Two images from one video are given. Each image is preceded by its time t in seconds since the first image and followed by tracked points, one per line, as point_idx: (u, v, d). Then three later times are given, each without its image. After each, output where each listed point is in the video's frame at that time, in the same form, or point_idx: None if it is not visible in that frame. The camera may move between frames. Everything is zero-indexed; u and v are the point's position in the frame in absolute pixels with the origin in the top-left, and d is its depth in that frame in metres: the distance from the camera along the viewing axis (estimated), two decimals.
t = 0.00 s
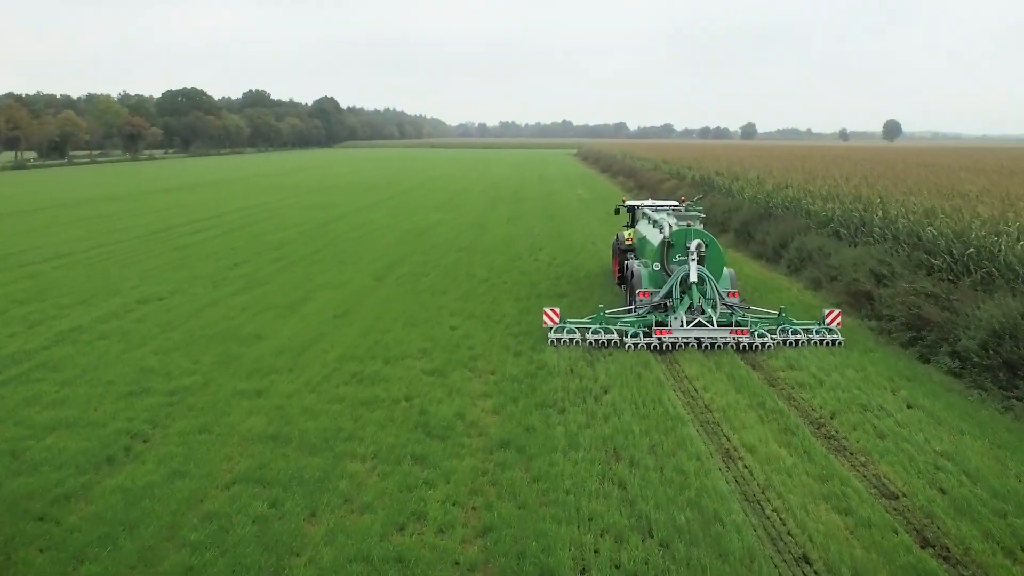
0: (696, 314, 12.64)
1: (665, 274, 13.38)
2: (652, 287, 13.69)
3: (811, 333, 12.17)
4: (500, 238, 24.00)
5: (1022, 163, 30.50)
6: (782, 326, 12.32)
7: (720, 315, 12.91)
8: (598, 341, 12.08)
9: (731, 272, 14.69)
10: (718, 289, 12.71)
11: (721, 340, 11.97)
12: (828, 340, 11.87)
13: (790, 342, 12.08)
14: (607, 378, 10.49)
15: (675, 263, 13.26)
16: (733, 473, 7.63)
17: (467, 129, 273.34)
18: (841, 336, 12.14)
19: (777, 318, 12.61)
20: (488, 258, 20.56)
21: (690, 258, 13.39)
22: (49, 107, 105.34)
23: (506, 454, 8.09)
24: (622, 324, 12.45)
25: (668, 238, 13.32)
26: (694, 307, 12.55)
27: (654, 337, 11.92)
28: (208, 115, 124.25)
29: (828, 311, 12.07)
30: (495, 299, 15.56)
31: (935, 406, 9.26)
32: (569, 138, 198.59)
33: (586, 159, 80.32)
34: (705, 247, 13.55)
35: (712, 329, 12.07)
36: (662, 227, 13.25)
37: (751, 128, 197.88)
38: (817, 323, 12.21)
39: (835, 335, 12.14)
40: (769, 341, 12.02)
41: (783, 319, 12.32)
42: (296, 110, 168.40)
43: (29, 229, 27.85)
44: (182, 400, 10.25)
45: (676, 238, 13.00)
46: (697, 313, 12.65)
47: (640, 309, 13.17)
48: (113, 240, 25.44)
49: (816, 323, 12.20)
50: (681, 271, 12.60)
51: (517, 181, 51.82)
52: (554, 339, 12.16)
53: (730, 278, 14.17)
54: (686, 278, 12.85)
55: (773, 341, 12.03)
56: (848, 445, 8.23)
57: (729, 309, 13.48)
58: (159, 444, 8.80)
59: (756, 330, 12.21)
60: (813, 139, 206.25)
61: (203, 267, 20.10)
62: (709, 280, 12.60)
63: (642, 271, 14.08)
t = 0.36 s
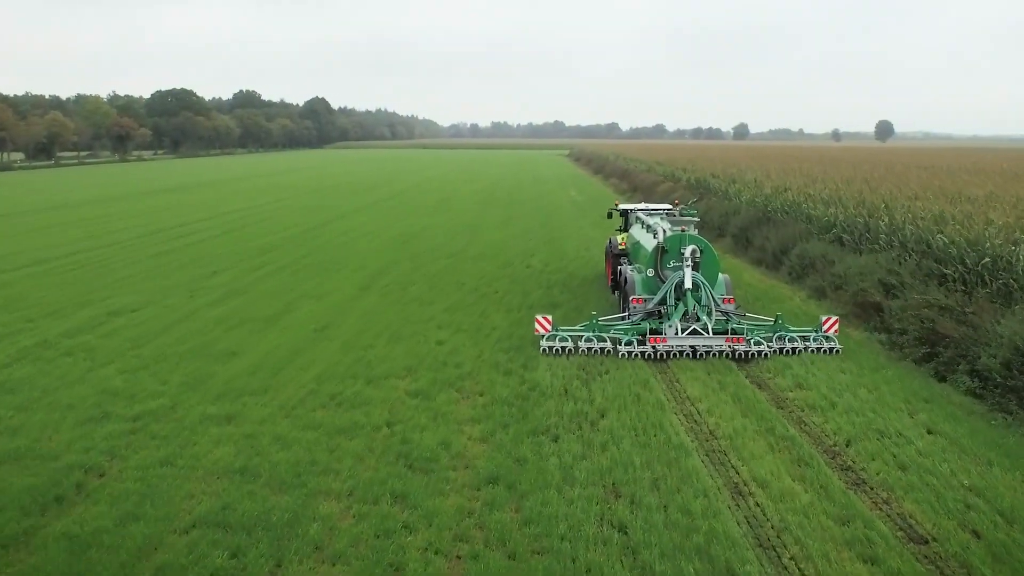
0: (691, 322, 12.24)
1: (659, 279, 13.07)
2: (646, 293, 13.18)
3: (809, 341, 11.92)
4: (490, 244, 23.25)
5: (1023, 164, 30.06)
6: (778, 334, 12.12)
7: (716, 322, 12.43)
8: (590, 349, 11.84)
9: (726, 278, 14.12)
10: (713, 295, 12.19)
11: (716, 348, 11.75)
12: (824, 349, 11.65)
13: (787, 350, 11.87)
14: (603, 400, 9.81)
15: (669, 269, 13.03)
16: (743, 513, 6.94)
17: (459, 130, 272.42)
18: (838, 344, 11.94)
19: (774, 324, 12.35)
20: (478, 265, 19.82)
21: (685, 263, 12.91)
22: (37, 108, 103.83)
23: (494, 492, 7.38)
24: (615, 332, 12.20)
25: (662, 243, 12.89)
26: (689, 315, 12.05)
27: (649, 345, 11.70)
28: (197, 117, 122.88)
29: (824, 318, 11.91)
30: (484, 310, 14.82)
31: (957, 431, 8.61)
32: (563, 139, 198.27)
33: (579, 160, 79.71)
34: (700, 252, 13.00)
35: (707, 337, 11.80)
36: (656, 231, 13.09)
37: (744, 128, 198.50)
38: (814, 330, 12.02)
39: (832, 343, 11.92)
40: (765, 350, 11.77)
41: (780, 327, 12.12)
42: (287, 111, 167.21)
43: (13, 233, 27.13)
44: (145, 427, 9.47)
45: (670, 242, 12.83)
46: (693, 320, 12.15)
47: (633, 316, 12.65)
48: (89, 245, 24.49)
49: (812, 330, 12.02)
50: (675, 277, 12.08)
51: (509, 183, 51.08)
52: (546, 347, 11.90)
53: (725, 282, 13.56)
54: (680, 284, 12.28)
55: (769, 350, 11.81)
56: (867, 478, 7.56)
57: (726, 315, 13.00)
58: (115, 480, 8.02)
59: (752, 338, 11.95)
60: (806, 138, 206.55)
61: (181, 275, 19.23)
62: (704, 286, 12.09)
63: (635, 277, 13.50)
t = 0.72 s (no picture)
0: (686, 329, 11.90)
1: (653, 286, 12.75)
2: (640, 300, 12.87)
3: (806, 348, 11.60)
4: (481, 249, 22.53)
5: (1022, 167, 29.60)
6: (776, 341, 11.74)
7: (711, 329, 12.12)
8: (583, 358, 11.43)
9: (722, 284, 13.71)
10: (708, 303, 11.91)
11: (712, 357, 11.37)
12: (823, 356, 11.31)
13: (784, 358, 11.50)
14: (600, 424, 9.13)
15: (664, 276, 12.64)
16: (758, 562, 6.25)
17: (452, 130, 271.63)
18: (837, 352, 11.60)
19: (771, 332, 12.00)
20: (468, 272, 19.09)
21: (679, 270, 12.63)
22: (24, 108, 102.51)
23: (482, 537, 6.66)
24: (608, 340, 11.82)
25: (656, 249, 12.59)
26: (684, 322, 11.75)
27: (642, 353, 11.33)
28: (187, 117, 121.58)
29: (822, 325, 11.58)
30: (473, 322, 14.10)
31: (984, 461, 7.96)
32: (555, 140, 198.12)
33: (572, 161, 79.13)
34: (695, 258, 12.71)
35: (703, 345, 11.43)
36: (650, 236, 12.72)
37: (737, 127, 198.99)
38: (812, 337, 11.68)
39: (831, 350, 11.58)
40: (762, 358, 11.41)
41: (777, 334, 11.77)
42: (278, 111, 165.98)
43: (14, 233, 27.21)
44: (104, 457, 8.69)
45: (665, 248, 12.44)
46: (688, 328, 11.84)
47: (626, 323, 12.34)
48: (65, 250, 23.53)
49: (810, 337, 11.69)
50: (669, 284, 11.85)
51: (501, 184, 50.37)
52: (537, 356, 11.55)
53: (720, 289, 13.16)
54: (675, 291, 11.99)
55: (767, 358, 11.44)
56: (891, 518, 6.89)
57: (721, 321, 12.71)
58: (64, 523, 7.25)
59: (749, 346, 11.58)
60: (798, 139, 207.00)
61: (158, 283, 18.37)
62: (699, 293, 11.82)
63: (629, 283, 13.17)
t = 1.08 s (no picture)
0: (682, 338, 11.65)
1: (648, 293, 12.50)
2: (634, 308, 12.64)
3: (804, 358, 11.39)
4: (473, 257, 21.81)
5: None
6: (772, 350, 11.54)
7: (708, 338, 11.87)
8: (576, 367, 11.17)
9: (718, 292, 13.35)
10: (705, 311, 11.65)
11: (708, 367, 11.15)
12: (821, 366, 11.13)
13: (782, 368, 11.30)
14: (599, 453, 8.46)
15: (659, 283, 12.44)
16: None
17: (446, 131, 270.78)
18: (835, 361, 11.41)
19: (767, 341, 11.78)
20: (459, 282, 18.36)
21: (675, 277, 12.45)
22: (16, 110, 101.27)
23: None
24: (603, 349, 11.57)
25: (652, 256, 12.44)
26: (679, 331, 11.51)
27: (637, 363, 11.09)
28: (177, 118, 120.32)
29: (819, 333, 11.41)
30: (463, 337, 13.38)
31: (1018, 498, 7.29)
32: (551, 141, 197.71)
33: (567, 163, 78.38)
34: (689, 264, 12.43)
35: (699, 355, 11.18)
36: (645, 243, 12.59)
37: (733, 127, 199.24)
38: (809, 346, 11.50)
39: (829, 359, 11.37)
40: (759, 368, 11.18)
41: (774, 343, 11.57)
42: (270, 112, 164.69)
43: None
44: (56, 494, 7.92)
45: (660, 255, 12.31)
46: (683, 337, 11.59)
47: (621, 332, 12.08)
48: (41, 257, 22.61)
49: (808, 347, 11.50)
50: (665, 292, 11.49)
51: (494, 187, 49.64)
52: (530, 365, 11.33)
53: (716, 297, 13.04)
54: (670, 299, 11.69)
55: (764, 368, 11.22)
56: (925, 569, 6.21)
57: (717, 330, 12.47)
58: None
59: (745, 356, 11.34)
60: (794, 139, 207.07)
61: (135, 294, 17.51)
62: (695, 301, 11.55)
63: (624, 291, 12.90)
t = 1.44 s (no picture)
0: (678, 346, 11.38)
1: (644, 300, 12.07)
2: (629, 316, 12.15)
3: (803, 365, 11.19)
4: (465, 262, 21.10)
5: None
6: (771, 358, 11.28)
7: (706, 345, 11.63)
8: (571, 376, 10.95)
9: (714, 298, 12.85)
10: (701, 318, 11.31)
11: (706, 375, 10.87)
12: (820, 373, 10.94)
13: (780, 375, 11.07)
14: (597, 485, 7.79)
15: (655, 289, 11.97)
16: None
17: (440, 131, 270.00)
18: (835, 368, 11.20)
19: (766, 348, 11.56)
20: (450, 289, 17.65)
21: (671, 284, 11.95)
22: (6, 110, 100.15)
23: None
24: (598, 356, 11.34)
25: (647, 261, 11.99)
26: (676, 338, 11.16)
27: (633, 371, 10.85)
28: (170, 118, 119.23)
29: (818, 340, 11.20)
30: (453, 350, 12.70)
31: None
32: (546, 141, 197.39)
33: (562, 163, 77.77)
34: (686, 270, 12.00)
35: (696, 363, 10.94)
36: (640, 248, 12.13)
37: (728, 126, 199.62)
38: (808, 353, 11.27)
39: (828, 366, 11.17)
40: (757, 376, 10.95)
41: (773, 351, 11.31)
42: (264, 112, 163.59)
43: None
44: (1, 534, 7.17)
45: (656, 261, 11.87)
46: (680, 345, 11.24)
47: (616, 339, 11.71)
48: (18, 263, 21.77)
49: (807, 353, 11.28)
50: (661, 299, 11.12)
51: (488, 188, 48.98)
52: (523, 374, 11.08)
53: (714, 302, 12.63)
54: (667, 306, 11.30)
55: (762, 376, 10.98)
56: None
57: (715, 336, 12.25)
58: None
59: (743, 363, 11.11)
60: (789, 139, 207.42)
61: (110, 303, 16.66)
62: (692, 308, 11.17)
63: (619, 297, 12.50)
